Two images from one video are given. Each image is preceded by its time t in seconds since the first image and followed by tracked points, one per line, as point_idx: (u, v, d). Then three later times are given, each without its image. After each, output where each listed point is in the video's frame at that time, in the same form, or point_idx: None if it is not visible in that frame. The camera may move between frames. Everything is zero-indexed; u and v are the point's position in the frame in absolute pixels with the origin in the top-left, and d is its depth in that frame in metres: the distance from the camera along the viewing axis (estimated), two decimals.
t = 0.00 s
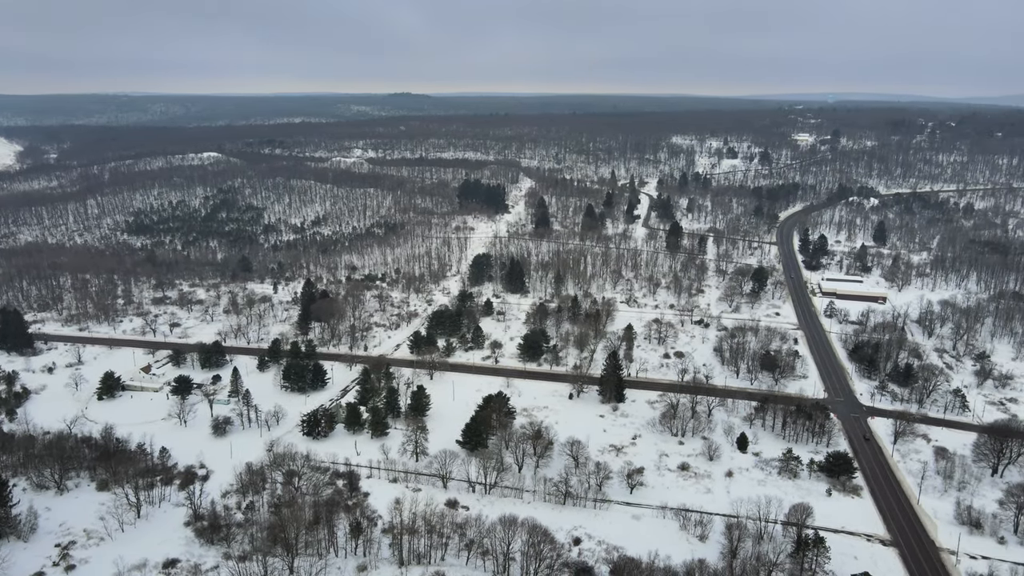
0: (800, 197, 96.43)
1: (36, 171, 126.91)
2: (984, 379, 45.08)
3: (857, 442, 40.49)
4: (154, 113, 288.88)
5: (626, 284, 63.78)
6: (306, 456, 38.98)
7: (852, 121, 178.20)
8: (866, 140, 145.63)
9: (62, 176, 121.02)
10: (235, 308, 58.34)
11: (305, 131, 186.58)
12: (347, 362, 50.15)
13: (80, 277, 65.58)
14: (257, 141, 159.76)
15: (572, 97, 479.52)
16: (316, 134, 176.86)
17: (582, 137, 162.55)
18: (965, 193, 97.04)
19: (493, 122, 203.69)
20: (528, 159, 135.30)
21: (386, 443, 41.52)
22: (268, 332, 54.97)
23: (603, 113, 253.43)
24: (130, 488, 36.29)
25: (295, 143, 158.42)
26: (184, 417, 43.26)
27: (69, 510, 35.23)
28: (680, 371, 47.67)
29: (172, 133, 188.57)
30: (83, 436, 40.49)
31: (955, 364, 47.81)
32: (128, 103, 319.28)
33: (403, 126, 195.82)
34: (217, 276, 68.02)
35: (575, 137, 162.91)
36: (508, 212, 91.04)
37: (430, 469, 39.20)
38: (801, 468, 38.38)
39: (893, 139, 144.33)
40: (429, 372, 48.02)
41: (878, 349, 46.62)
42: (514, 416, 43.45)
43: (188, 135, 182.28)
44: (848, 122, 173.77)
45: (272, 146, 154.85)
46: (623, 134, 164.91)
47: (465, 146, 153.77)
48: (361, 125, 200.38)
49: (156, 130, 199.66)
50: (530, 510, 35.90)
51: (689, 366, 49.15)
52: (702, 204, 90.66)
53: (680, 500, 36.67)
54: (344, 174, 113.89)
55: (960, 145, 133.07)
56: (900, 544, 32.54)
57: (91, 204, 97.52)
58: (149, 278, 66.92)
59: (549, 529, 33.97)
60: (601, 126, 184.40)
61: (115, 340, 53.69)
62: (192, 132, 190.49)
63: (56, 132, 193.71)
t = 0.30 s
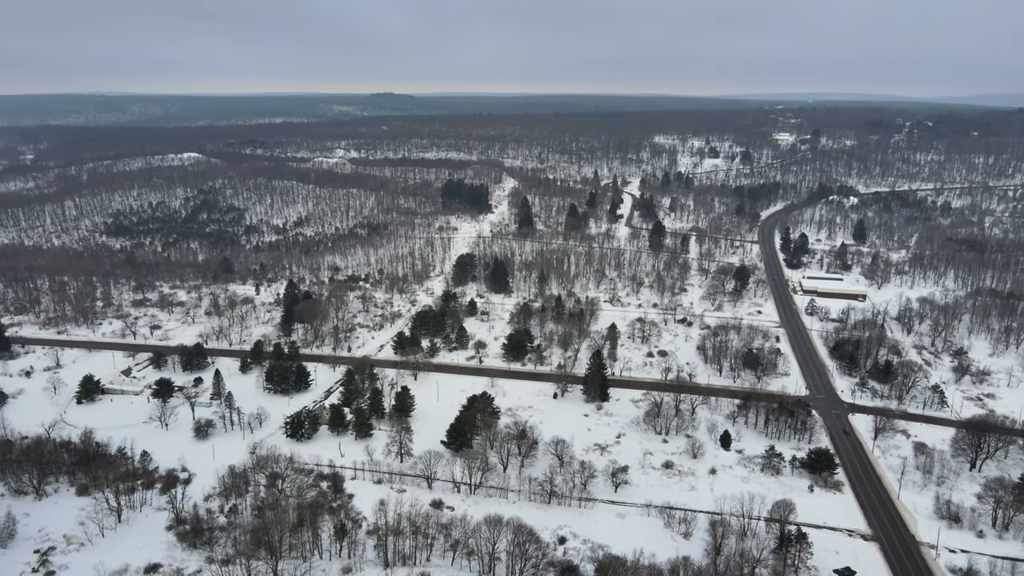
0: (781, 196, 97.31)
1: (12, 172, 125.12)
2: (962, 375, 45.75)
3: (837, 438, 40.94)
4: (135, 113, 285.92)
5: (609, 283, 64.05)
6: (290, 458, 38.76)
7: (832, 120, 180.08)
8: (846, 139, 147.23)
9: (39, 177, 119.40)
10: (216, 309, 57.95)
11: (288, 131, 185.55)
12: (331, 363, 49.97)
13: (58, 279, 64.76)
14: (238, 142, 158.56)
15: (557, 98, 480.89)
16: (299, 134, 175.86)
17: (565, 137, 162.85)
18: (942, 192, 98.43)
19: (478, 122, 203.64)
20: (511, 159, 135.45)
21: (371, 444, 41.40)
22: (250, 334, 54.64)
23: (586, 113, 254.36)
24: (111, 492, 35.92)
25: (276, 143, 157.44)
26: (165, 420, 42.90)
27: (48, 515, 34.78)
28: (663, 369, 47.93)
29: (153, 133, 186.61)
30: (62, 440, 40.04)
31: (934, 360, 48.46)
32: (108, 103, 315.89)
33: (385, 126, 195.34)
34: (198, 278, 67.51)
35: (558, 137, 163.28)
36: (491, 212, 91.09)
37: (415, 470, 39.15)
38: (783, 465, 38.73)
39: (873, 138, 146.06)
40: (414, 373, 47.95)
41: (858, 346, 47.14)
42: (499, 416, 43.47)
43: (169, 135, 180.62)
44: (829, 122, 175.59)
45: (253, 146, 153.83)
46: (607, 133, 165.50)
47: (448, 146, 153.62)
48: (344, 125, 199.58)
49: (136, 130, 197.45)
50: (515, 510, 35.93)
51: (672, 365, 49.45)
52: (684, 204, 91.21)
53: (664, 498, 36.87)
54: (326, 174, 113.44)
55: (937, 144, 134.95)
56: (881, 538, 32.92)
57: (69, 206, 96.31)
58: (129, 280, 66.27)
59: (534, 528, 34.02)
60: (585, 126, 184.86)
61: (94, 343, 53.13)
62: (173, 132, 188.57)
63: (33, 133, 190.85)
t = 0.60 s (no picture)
0: (762, 195, 98.11)
1: None
2: (940, 371, 46.41)
3: (819, 435, 41.32)
4: (114, 114, 282.80)
5: (593, 283, 64.28)
6: (273, 460, 38.49)
7: (813, 120, 181.82)
8: (827, 138, 148.77)
9: (15, 178, 117.67)
10: (197, 311, 57.50)
11: (270, 131, 184.32)
12: (314, 364, 49.75)
13: (35, 282, 63.87)
14: (219, 142, 157.25)
15: (542, 98, 481.49)
16: (281, 134, 174.76)
17: (547, 137, 163.06)
18: (920, 190, 99.77)
19: (462, 122, 203.55)
20: (494, 159, 135.50)
21: (355, 445, 41.24)
22: (232, 336, 54.28)
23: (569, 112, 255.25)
24: (91, 497, 35.49)
25: (258, 144, 156.40)
26: (145, 424, 42.49)
27: (26, 520, 34.24)
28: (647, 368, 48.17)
29: (132, 134, 184.44)
30: (40, 445, 39.52)
31: (913, 357, 49.09)
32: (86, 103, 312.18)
33: (368, 126, 194.81)
34: (179, 280, 66.94)
35: (541, 137, 163.52)
36: (474, 212, 91.09)
37: (399, 471, 39.05)
38: (766, 462, 39.05)
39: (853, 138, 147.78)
40: (398, 374, 47.84)
41: (839, 344, 47.62)
42: (483, 416, 43.46)
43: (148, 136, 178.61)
44: (810, 122, 177.36)
45: (234, 146, 152.64)
46: (591, 133, 165.95)
47: (431, 146, 153.38)
48: (328, 125, 198.66)
49: (115, 131, 195.01)
50: (500, 510, 35.93)
51: (656, 364, 49.72)
52: (667, 203, 91.68)
53: (649, 497, 37.02)
54: (309, 175, 112.90)
55: (916, 143, 136.72)
56: (863, 534, 33.26)
57: (46, 207, 95.06)
58: (108, 283, 65.57)
59: (520, 528, 34.01)
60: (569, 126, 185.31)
61: (73, 346, 52.50)
62: (152, 133, 186.55)
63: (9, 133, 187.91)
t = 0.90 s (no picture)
0: (744, 194, 98.92)
1: None
2: (920, 367, 47.05)
3: (801, 432, 41.71)
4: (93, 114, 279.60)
5: (577, 282, 64.50)
6: (256, 463, 38.24)
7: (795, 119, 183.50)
8: (808, 138, 150.36)
9: None
10: (178, 313, 57.04)
11: (252, 131, 183.06)
12: (297, 366, 49.55)
13: (12, 284, 62.99)
14: (200, 143, 155.91)
15: (527, 98, 482.53)
16: (263, 134, 173.65)
17: (530, 137, 163.24)
18: (899, 189, 101.13)
19: (446, 122, 203.42)
20: (477, 159, 135.48)
21: (339, 447, 41.11)
22: (214, 338, 53.92)
23: (552, 112, 255.89)
24: (70, 502, 35.07)
25: (238, 144, 155.28)
26: (126, 427, 42.10)
27: (4, 526, 33.69)
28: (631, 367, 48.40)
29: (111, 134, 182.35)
30: (18, 450, 38.99)
31: (893, 354, 49.71)
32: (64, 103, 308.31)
33: (350, 126, 194.37)
34: (160, 282, 66.36)
35: (524, 137, 163.72)
36: (458, 212, 91.07)
37: (384, 472, 38.96)
38: (749, 459, 39.36)
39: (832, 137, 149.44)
40: (382, 375, 47.74)
41: (820, 342, 48.15)
42: (468, 416, 43.46)
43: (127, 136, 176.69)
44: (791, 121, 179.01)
45: (215, 146, 151.44)
46: (575, 133, 166.35)
47: (414, 146, 153.11)
48: (311, 125, 197.70)
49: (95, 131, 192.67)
50: (485, 509, 35.94)
51: (640, 363, 49.99)
52: (650, 202, 92.00)
53: (633, 495, 37.17)
54: (291, 175, 112.32)
55: (895, 142, 138.44)
56: (845, 529, 33.60)
57: (22, 208, 93.78)
58: (87, 285, 64.86)
59: (505, 528, 34.03)
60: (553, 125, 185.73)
61: (51, 349, 51.87)
62: (132, 133, 184.54)
63: None
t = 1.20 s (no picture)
0: (726, 193, 99.66)
1: None
2: (899, 364, 47.69)
3: (784, 429, 42.08)
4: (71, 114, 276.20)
5: (560, 282, 64.72)
6: (239, 465, 37.97)
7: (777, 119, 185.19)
8: (789, 138, 151.82)
9: None
10: (159, 315, 56.53)
11: (234, 132, 181.68)
12: (280, 367, 49.33)
13: None
14: (181, 143, 154.43)
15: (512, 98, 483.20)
16: (245, 135, 172.43)
17: (513, 137, 163.33)
18: (878, 188, 102.40)
19: (430, 122, 203.19)
20: (461, 159, 135.39)
21: (323, 448, 40.96)
22: (196, 340, 53.54)
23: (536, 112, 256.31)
24: (49, 507, 34.60)
25: (220, 145, 154.02)
26: (106, 431, 41.66)
27: None
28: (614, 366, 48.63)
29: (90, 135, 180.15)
30: None
31: (873, 351, 50.35)
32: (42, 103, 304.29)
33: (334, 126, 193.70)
34: (140, 284, 65.73)
35: (507, 137, 163.81)
36: (441, 212, 91.00)
37: (368, 473, 38.84)
38: (732, 457, 39.66)
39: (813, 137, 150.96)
40: (365, 376, 47.62)
41: (802, 339, 48.63)
42: (452, 416, 43.46)
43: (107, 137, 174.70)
44: (773, 121, 180.62)
45: (196, 147, 150.12)
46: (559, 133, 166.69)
47: (397, 146, 152.67)
48: (294, 125, 196.63)
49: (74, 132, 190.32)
50: (469, 509, 35.92)
51: (623, 362, 50.26)
52: (633, 202, 92.36)
53: (618, 493, 37.30)
54: (273, 176, 111.63)
55: (874, 142, 140.14)
56: (826, 525, 33.94)
57: None
58: (66, 288, 64.12)
59: (490, 528, 34.01)
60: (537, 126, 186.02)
61: (29, 353, 51.19)
62: (111, 134, 182.45)
63: None
